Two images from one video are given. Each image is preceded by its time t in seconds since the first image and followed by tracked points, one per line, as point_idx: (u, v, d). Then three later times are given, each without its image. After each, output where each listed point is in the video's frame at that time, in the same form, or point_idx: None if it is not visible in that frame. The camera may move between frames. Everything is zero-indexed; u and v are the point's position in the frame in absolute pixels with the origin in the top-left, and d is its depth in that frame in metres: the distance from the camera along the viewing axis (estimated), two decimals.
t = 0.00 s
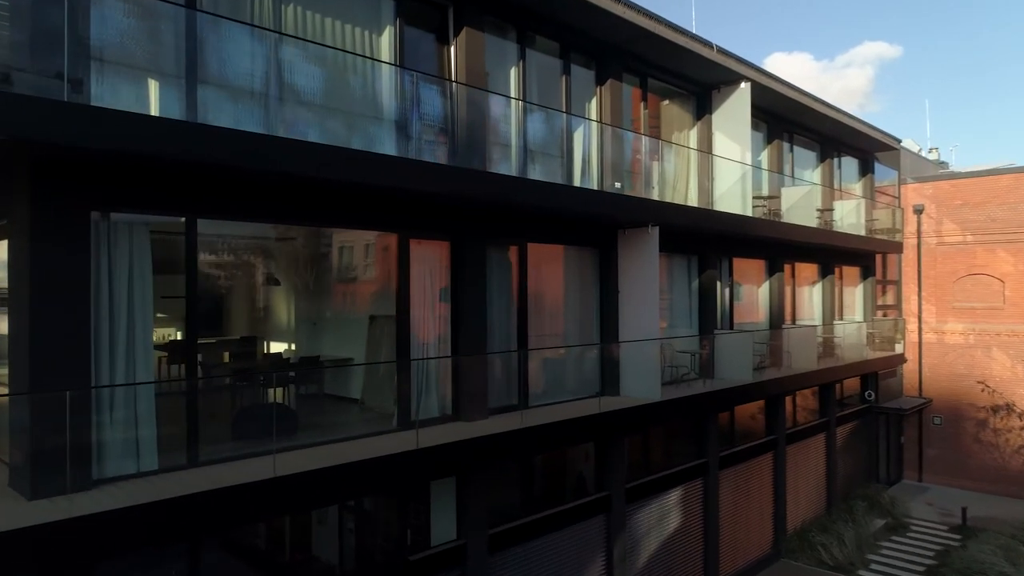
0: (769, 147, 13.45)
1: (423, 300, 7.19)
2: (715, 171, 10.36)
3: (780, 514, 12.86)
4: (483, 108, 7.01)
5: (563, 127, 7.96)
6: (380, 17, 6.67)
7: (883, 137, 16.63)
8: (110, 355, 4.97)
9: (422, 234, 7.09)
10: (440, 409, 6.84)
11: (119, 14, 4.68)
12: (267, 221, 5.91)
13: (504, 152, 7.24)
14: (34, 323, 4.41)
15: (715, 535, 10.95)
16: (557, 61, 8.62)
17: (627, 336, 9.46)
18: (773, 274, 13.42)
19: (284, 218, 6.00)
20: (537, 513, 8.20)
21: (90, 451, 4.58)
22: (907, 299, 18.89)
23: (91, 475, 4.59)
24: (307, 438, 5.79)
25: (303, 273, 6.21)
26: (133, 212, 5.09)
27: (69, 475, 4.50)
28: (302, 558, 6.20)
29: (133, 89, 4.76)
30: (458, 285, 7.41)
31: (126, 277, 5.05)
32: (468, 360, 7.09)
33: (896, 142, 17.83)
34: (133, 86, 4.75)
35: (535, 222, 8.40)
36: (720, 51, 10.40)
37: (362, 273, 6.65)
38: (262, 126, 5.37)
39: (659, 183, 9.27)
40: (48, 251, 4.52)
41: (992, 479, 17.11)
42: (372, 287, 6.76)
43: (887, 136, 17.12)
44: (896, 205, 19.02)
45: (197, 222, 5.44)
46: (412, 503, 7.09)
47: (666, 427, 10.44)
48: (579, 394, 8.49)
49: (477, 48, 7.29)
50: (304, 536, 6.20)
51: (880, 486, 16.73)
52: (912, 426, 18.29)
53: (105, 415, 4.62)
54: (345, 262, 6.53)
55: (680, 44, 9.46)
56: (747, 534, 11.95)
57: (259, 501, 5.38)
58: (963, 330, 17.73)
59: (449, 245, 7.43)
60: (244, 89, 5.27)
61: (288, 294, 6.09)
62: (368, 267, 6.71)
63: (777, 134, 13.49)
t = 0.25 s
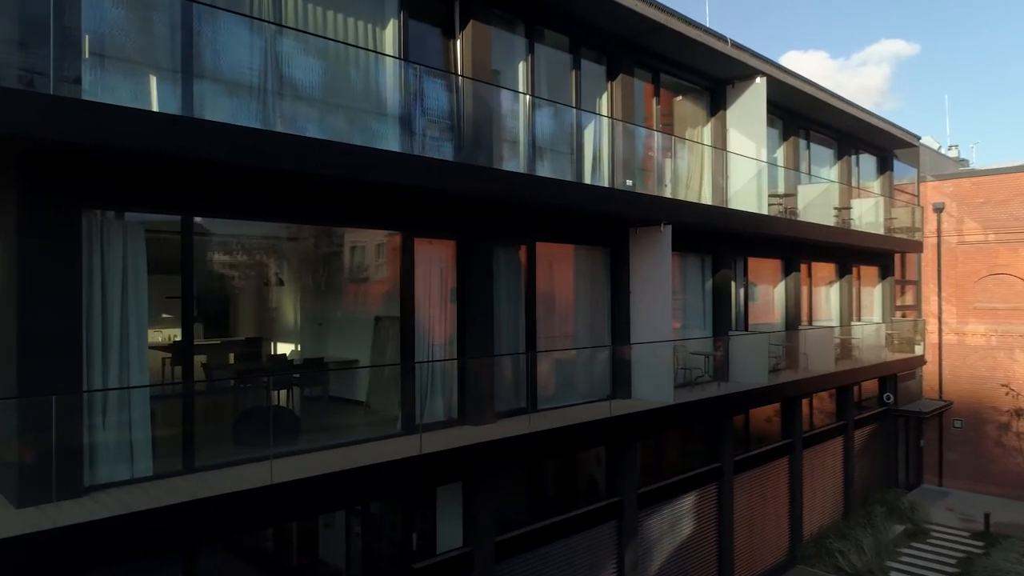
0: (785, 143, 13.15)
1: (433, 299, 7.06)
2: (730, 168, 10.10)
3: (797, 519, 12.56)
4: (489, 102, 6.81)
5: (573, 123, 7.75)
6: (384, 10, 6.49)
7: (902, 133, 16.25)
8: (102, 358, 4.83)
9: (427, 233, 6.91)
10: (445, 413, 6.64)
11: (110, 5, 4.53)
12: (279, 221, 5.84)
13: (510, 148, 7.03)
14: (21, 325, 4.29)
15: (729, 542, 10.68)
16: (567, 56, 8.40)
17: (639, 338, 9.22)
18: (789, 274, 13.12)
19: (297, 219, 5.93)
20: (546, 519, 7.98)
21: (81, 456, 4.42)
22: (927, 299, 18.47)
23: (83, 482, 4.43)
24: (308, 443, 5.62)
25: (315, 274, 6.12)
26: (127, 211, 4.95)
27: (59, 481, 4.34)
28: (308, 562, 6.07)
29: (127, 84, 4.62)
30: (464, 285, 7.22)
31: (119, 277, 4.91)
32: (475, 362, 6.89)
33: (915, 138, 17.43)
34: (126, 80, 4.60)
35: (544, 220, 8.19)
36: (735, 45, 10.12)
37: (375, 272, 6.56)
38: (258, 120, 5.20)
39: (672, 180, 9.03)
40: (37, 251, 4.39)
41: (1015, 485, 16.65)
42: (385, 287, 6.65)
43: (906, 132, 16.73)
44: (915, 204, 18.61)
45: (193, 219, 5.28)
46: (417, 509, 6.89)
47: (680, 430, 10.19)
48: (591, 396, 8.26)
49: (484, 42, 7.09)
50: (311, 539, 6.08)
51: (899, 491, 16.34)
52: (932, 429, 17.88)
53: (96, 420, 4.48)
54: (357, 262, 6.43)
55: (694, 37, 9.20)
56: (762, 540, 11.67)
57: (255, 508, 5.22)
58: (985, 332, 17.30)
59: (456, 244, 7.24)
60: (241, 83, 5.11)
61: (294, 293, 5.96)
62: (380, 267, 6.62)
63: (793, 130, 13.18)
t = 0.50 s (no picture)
0: (801, 140, 12.84)
1: (445, 298, 6.95)
2: (745, 165, 9.83)
3: (814, 525, 12.25)
4: (495, 96, 6.61)
5: (583, 117, 7.53)
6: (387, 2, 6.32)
7: (922, 130, 15.86)
8: (95, 360, 4.70)
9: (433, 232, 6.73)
10: (451, 417, 6.44)
11: None
12: (292, 220, 5.77)
13: (517, 144, 6.81)
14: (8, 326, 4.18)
15: (745, 548, 10.41)
16: (577, 50, 8.19)
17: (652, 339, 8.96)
18: (806, 274, 12.82)
19: (312, 218, 5.86)
20: (555, 525, 7.78)
21: (71, 462, 4.30)
22: (947, 299, 18.04)
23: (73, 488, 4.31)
24: (308, 449, 5.44)
25: (327, 275, 6.06)
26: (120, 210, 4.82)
27: (49, 488, 4.22)
28: (315, 567, 5.94)
29: (119, 79, 4.48)
30: (470, 286, 7.02)
31: (113, 277, 4.77)
32: (481, 364, 6.69)
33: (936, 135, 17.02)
34: (118, 74, 4.47)
35: (553, 219, 7.99)
36: (751, 39, 9.85)
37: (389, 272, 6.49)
38: (255, 115, 5.03)
39: (685, 177, 8.78)
40: (26, 251, 4.27)
41: None
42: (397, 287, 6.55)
43: (926, 129, 16.34)
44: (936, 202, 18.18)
45: (189, 217, 5.13)
46: (423, 515, 6.71)
47: (694, 433, 9.96)
48: (602, 400, 8.03)
49: (491, 35, 6.90)
50: (318, 544, 5.94)
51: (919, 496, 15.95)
52: (953, 432, 17.46)
53: (86, 424, 4.31)
54: (370, 262, 6.35)
55: (709, 30, 8.94)
56: (779, 546, 11.39)
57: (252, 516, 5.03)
58: (1008, 333, 16.86)
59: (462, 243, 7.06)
60: (236, 75, 4.94)
61: (298, 291, 5.86)
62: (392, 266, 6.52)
63: (810, 127, 12.87)
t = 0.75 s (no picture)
0: (820, 136, 12.53)
1: (459, 298, 6.82)
2: (762, 162, 9.56)
3: (833, 532, 11.94)
4: (503, 90, 6.41)
5: (594, 112, 7.31)
6: None
7: (944, 126, 15.47)
8: (88, 362, 4.58)
9: (440, 230, 6.55)
10: (457, 421, 6.24)
11: None
12: (307, 219, 5.71)
13: (525, 139, 6.60)
14: None
15: (761, 555, 10.14)
16: (588, 43, 7.97)
17: (666, 340, 8.75)
18: (825, 274, 12.50)
19: (326, 217, 5.80)
20: (565, 532, 7.57)
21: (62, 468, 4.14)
22: (970, 300, 17.61)
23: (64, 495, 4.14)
24: (308, 456, 5.25)
25: (340, 275, 5.97)
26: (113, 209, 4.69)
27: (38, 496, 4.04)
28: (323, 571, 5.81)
29: (111, 72, 4.32)
30: (478, 286, 6.83)
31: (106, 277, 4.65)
32: (489, 366, 6.50)
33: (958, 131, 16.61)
34: (111, 67, 4.31)
35: (564, 217, 7.78)
36: (767, 31, 9.58)
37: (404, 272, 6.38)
38: (251, 109, 4.86)
39: (700, 173, 8.54)
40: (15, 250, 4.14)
41: None
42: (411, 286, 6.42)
43: (948, 125, 15.95)
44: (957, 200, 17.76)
45: (185, 215, 5.00)
46: (430, 521, 6.52)
47: (709, 438, 9.70)
48: (613, 403, 7.81)
49: (499, 27, 6.71)
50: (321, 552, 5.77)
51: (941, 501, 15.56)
52: (976, 436, 17.04)
53: (78, 428, 4.18)
54: (382, 261, 6.24)
55: (725, 22, 8.69)
56: (797, 553, 11.10)
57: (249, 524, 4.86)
58: None
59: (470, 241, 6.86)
60: (232, 67, 4.78)
61: (304, 290, 5.73)
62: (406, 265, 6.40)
63: (828, 123, 12.55)
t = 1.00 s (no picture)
0: (842, 132, 12.16)
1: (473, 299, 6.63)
2: (782, 157, 9.25)
3: (855, 540, 11.58)
4: (512, 83, 6.17)
5: (608, 106, 7.05)
6: None
7: (971, 121, 15.01)
8: (77, 367, 4.43)
9: (448, 229, 6.33)
10: (465, 425, 6.01)
11: None
12: (321, 219, 5.57)
13: (535, 134, 6.36)
14: None
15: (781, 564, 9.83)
16: (602, 35, 7.72)
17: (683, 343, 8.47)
18: (847, 273, 12.14)
19: (341, 217, 5.65)
20: (577, 540, 7.32)
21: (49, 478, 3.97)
22: (997, 300, 17.10)
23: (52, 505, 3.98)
24: (309, 463, 5.05)
25: (354, 275, 5.80)
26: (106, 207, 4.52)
27: (25, 506, 3.87)
28: None
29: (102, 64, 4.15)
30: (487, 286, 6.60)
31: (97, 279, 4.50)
32: (499, 369, 6.27)
33: (985, 126, 16.12)
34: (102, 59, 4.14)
35: (577, 215, 7.54)
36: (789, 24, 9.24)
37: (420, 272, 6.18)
38: (248, 102, 4.67)
39: (717, 169, 8.25)
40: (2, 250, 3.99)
41: None
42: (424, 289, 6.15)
43: (975, 120, 15.47)
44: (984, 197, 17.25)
45: (180, 214, 4.79)
46: (438, 529, 6.31)
47: (728, 443, 9.40)
48: (628, 408, 7.55)
49: (509, 18, 6.48)
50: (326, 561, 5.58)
51: (967, 508, 15.10)
52: (1004, 441, 16.54)
53: (67, 436, 4.01)
54: (397, 261, 6.07)
55: (744, 12, 8.39)
56: (818, 562, 10.77)
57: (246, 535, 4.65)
58: None
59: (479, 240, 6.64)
60: (227, 58, 4.58)
61: (308, 294, 5.50)
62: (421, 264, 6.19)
63: (851, 118, 12.19)
